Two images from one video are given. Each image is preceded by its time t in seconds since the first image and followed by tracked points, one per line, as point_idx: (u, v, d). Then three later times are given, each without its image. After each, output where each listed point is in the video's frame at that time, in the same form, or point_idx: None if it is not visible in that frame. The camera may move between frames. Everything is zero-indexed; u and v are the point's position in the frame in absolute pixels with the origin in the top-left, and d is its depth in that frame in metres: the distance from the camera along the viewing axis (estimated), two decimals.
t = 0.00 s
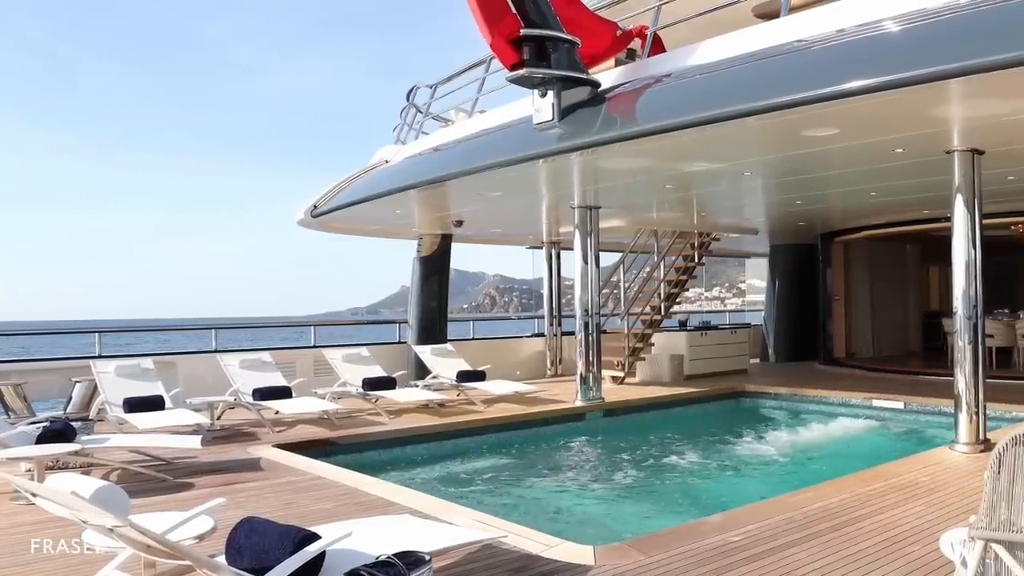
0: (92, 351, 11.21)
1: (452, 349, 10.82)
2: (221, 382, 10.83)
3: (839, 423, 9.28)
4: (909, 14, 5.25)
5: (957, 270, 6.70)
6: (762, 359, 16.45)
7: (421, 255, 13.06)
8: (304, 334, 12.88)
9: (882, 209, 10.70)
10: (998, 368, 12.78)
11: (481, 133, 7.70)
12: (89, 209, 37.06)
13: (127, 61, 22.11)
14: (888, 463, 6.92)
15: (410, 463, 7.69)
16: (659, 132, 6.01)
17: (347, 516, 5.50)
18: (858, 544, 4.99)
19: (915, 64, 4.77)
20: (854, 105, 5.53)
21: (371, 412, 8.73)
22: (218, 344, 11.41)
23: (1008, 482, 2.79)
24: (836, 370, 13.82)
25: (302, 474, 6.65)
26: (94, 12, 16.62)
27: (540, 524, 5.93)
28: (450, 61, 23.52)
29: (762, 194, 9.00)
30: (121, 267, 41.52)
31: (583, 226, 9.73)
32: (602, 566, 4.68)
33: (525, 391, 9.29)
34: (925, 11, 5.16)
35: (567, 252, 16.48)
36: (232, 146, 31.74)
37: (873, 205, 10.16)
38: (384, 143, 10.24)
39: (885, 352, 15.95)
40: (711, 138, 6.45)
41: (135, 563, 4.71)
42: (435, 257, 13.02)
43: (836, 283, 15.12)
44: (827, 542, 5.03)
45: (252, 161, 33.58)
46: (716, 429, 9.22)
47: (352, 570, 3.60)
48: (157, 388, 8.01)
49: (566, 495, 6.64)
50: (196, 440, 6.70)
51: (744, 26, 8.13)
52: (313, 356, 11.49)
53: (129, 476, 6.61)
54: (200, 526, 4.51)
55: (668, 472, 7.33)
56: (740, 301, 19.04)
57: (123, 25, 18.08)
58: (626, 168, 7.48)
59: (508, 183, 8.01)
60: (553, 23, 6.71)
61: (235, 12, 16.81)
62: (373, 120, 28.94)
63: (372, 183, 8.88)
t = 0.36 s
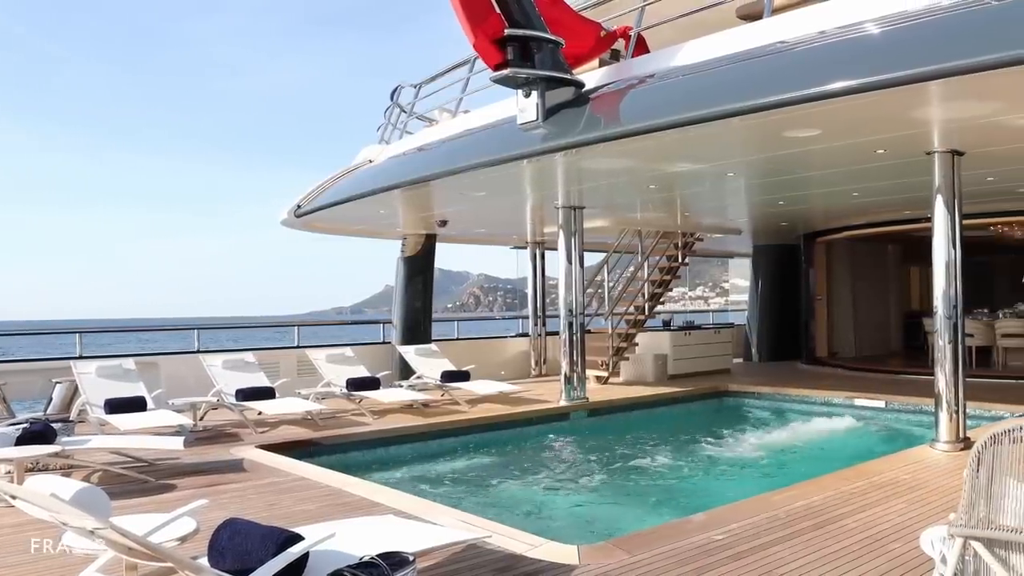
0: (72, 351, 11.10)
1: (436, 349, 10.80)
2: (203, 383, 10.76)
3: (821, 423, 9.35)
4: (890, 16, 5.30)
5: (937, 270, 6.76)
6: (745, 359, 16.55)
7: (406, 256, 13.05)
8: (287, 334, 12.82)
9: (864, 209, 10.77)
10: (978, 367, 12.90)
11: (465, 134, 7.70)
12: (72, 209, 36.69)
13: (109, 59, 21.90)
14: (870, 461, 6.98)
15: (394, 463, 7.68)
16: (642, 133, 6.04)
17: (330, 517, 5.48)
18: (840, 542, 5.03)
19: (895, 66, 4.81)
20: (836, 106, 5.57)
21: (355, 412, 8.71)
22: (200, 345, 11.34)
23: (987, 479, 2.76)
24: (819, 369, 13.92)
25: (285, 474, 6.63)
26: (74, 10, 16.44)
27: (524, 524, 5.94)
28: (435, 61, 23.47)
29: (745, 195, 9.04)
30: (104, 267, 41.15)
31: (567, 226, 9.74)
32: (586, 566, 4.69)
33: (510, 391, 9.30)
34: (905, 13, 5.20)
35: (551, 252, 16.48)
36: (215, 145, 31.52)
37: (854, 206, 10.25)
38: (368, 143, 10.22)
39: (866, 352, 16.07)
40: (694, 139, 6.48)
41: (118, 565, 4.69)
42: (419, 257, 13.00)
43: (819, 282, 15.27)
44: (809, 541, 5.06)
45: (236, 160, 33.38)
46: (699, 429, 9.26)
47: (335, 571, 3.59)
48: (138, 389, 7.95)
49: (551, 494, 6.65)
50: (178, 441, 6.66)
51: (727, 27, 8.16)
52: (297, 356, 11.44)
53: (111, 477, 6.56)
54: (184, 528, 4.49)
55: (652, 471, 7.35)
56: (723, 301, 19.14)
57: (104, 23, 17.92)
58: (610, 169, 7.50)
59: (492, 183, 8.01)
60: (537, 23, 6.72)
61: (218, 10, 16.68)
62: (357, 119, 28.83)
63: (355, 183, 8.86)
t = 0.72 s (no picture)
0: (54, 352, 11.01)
1: (422, 349, 10.79)
2: (188, 384, 10.70)
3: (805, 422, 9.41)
4: (873, 19, 5.33)
5: (919, 270, 6.81)
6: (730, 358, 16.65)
7: (391, 256, 13.02)
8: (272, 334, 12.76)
9: (847, 210, 10.82)
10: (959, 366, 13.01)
11: (450, 134, 7.69)
12: (54, 208, 36.37)
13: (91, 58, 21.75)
14: (853, 460, 7.04)
15: (379, 464, 7.66)
16: (627, 133, 6.05)
17: (315, 518, 5.46)
18: (823, 541, 5.06)
19: (878, 67, 4.85)
20: (820, 107, 5.60)
21: (340, 412, 8.67)
22: (184, 345, 11.26)
23: (967, 478, 2.76)
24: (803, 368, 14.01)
25: (269, 475, 6.60)
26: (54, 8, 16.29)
27: (509, 524, 5.94)
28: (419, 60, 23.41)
29: (730, 195, 9.09)
30: (88, 267, 40.82)
31: (552, 226, 9.75)
32: (571, 565, 4.69)
33: (495, 391, 9.29)
34: (889, 16, 5.25)
35: (537, 251, 16.48)
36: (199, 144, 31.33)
37: (837, 206, 10.32)
38: (353, 143, 10.19)
39: (850, 351, 16.18)
40: (679, 139, 6.50)
41: (101, 566, 4.66)
42: (404, 257, 12.98)
43: (803, 283, 15.33)
44: (792, 540, 5.09)
45: (221, 159, 33.20)
46: (684, 428, 9.29)
47: (320, 572, 3.56)
48: (121, 390, 7.90)
49: (536, 494, 6.65)
50: (162, 442, 6.61)
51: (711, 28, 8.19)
52: (282, 356, 11.39)
53: (94, 479, 6.51)
54: (168, 529, 4.47)
55: (638, 470, 7.37)
56: (709, 301, 19.25)
57: (86, 22, 17.77)
58: (595, 169, 7.51)
59: (477, 183, 8.01)
60: (523, 24, 6.73)
61: (201, 8, 16.57)
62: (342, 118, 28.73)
63: (340, 183, 8.83)
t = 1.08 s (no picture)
0: (37, 352, 10.92)
1: (408, 349, 10.77)
2: (172, 384, 10.63)
3: (789, 420, 9.47)
4: (857, 20, 5.37)
5: (902, 270, 6.86)
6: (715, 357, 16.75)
7: (377, 255, 12.99)
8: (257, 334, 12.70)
9: (833, 210, 10.87)
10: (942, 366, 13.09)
11: (436, 133, 7.68)
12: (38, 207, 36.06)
13: (74, 58, 21.59)
14: (836, 458, 7.09)
15: (365, 464, 7.65)
16: (613, 133, 6.06)
17: (299, 519, 5.43)
18: (806, 539, 5.09)
19: (861, 69, 4.89)
20: (804, 108, 5.63)
21: (326, 413, 8.65)
22: (168, 346, 11.19)
23: (948, 477, 2.78)
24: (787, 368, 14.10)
25: (254, 476, 6.57)
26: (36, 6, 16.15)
27: (494, 523, 5.94)
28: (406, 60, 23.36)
29: (716, 196, 9.15)
30: (72, 266, 40.50)
31: (538, 226, 9.75)
32: (556, 565, 4.70)
33: (481, 391, 9.29)
34: (872, 17, 5.29)
35: (523, 251, 16.50)
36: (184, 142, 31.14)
37: (822, 207, 10.36)
38: (338, 142, 10.15)
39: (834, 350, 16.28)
40: (664, 140, 6.52)
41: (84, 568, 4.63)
42: (390, 257, 12.96)
43: (788, 284, 15.66)
44: (776, 538, 5.11)
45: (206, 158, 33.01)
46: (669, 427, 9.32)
47: (305, 573, 3.54)
48: (105, 391, 7.84)
49: (521, 494, 6.66)
50: (146, 444, 6.57)
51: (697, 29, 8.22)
52: (267, 356, 11.34)
53: (76, 480, 6.46)
54: (151, 531, 4.44)
55: (623, 469, 7.39)
56: (693, 300, 19.36)
57: (68, 21, 17.63)
58: (581, 169, 7.53)
59: (463, 183, 8.02)
60: (509, 24, 6.73)
61: (185, 7, 16.48)
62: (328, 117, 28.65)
63: (325, 183, 8.81)
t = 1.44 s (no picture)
0: (18, 353, 10.82)
1: (394, 349, 10.75)
2: (156, 385, 10.57)
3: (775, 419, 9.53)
4: (842, 22, 5.40)
5: (886, 270, 6.91)
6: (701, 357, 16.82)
7: (363, 255, 12.97)
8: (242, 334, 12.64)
9: (818, 210, 10.93)
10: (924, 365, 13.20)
11: (422, 133, 7.68)
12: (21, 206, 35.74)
13: (56, 55, 21.41)
14: (820, 457, 7.12)
15: (351, 464, 7.63)
16: (600, 133, 6.07)
17: (285, 520, 5.40)
18: (790, 538, 5.12)
19: (845, 70, 4.92)
20: (788, 109, 5.66)
21: (311, 413, 8.62)
22: (152, 346, 11.12)
23: (930, 475, 2.79)
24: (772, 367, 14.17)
25: (239, 477, 6.54)
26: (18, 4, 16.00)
27: (480, 523, 5.94)
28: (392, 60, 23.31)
29: (702, 196, 9.19)
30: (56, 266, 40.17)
31: (525, 226, 9.76)
32: (542, 565, 4.69)
33: (467, 391, 9.29)
34: (857, 18, 5.32)
35: (509, 251, 16.49)
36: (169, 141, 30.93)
37: (807, 207, 10.43)
38: (324, 141, 10.11)
39: (819, 350, 16.37)
40: (650, 140, 6.54)
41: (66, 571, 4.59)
42: (376, 257, 12.93)
43: (773, 284, 15.65)
44: (760, 537, 5.14)
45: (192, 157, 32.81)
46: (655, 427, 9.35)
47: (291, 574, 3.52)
48: (88, 392, 7.79)
49: (507, 494, 6.68)
50: (130, 444, 6.52)
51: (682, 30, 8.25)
52: (252, 356, 11.29)
53: (59, 482, 6.40)
54: (134, 533, 4.40)
55: (610, 469, 7.41)
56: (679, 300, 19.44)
57: (51, 19, 17.48)
58: (567, 169, 7.54)
59: (449, 183, 8.01)
60: (496, 24, 6.73)
61: (170, 6, 16.36)
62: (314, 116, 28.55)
63: (311, 183, 8.78)
